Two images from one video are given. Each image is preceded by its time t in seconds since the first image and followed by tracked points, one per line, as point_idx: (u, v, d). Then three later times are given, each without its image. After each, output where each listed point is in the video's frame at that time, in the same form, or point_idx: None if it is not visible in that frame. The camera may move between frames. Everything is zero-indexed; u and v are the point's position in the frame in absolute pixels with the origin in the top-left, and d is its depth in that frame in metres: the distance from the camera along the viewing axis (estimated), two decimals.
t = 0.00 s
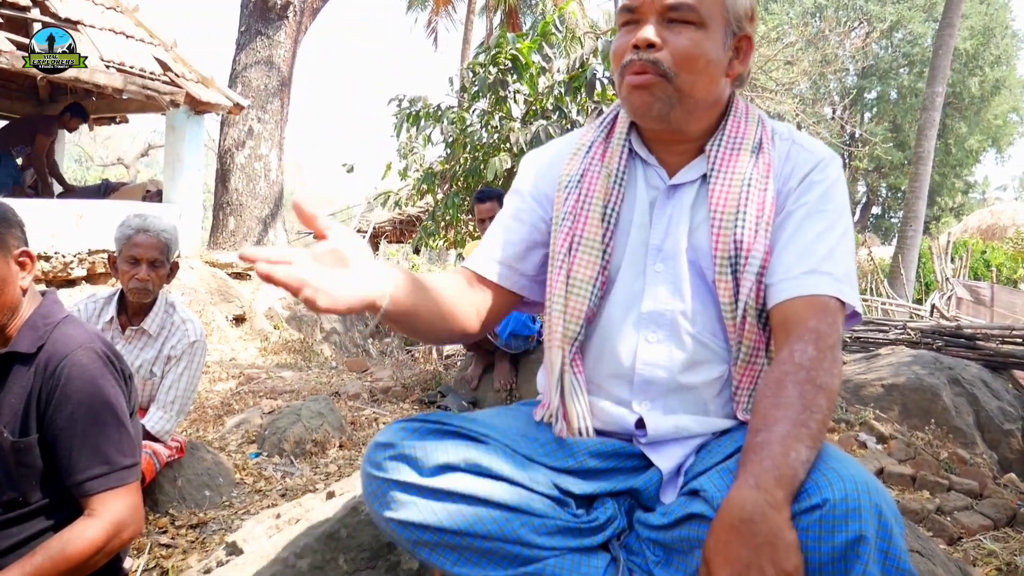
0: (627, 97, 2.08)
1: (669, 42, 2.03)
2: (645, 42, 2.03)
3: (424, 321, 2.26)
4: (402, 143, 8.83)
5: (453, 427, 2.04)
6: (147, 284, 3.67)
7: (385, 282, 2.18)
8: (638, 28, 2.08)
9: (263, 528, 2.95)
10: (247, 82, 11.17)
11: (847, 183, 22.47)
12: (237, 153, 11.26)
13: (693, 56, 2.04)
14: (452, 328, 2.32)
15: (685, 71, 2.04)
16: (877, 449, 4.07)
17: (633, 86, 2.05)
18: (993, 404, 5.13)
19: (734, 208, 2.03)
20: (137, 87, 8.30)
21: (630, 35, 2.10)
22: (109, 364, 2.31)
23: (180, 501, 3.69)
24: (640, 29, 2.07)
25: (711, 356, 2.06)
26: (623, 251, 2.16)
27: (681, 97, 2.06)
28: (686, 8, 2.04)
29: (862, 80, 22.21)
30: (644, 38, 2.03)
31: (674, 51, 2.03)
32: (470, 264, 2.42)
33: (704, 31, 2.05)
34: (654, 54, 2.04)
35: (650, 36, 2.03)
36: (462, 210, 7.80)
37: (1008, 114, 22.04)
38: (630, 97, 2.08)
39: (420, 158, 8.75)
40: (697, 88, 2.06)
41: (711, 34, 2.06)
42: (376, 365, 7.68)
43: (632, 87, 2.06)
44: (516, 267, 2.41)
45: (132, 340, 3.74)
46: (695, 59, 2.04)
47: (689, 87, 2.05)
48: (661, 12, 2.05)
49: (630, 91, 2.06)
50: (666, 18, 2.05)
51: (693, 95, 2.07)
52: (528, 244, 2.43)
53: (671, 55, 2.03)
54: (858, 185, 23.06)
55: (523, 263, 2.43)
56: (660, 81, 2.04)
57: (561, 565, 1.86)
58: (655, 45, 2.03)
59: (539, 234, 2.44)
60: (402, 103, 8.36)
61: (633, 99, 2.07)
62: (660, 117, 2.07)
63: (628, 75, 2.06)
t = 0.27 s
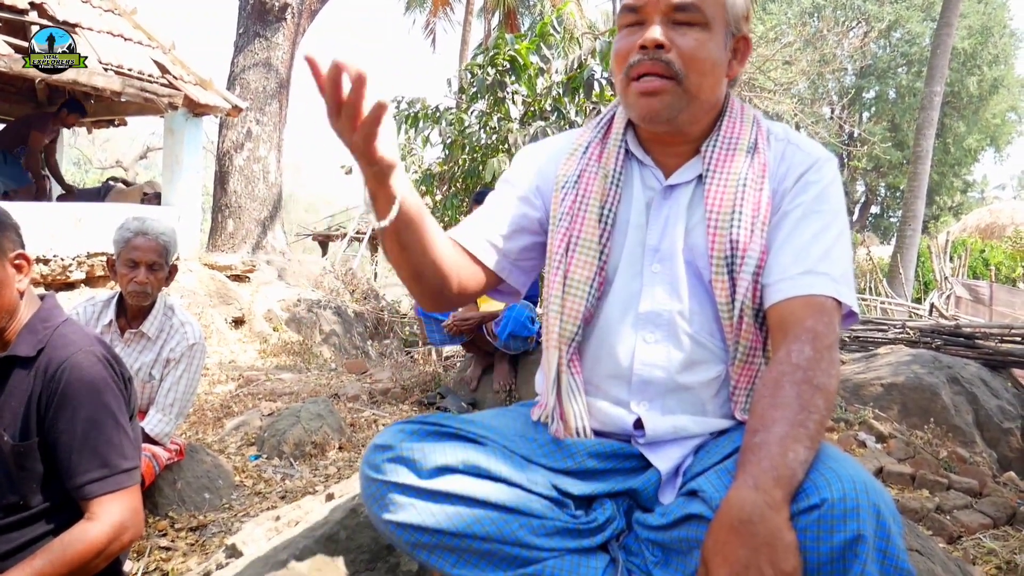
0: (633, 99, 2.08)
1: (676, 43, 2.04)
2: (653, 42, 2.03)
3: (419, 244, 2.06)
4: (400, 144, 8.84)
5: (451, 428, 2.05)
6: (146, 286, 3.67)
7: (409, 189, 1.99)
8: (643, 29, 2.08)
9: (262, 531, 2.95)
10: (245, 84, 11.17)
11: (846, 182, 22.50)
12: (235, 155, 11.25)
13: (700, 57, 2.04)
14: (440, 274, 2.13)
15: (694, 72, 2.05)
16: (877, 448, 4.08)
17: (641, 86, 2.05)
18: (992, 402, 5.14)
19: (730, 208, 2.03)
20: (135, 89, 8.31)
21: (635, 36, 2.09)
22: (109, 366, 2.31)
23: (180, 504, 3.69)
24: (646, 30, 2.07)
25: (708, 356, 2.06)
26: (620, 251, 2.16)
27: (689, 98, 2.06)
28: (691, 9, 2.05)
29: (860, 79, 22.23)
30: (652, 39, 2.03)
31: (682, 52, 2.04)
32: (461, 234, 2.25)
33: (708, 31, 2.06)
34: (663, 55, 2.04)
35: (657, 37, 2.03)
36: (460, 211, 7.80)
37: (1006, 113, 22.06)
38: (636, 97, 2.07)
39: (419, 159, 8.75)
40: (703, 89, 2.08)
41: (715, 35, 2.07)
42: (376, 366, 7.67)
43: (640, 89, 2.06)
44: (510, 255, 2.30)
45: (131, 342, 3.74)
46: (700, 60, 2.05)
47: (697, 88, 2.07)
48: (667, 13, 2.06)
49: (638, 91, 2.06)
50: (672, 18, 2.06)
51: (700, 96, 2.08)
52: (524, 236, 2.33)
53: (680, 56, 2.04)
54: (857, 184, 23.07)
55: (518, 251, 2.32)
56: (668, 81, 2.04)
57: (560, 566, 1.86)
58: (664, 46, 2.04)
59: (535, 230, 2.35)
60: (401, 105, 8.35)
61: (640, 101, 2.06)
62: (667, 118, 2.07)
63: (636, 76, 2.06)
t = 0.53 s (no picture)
0: (649, 96, 2.07)
1: (694, 40, 2.04)
2: (672, 39, 2.04)
3: (406, 249, 2.10)
4: (401, 144, 8.84)
5: (453, 429, 2.05)
6: (147, 287, 3.67)
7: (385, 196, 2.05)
8: (661, 26, 2.09)
9: (264, 531, 2.95)
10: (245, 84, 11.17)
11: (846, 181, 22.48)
12: (235, 156, 11.25)
13: (715, 56, 2.06)
14: (429, 277, 2.16)
15: (711, 71, 2.06)
16: (879, 447, 4.07)
17: (659, 82, 2.05)
18: (994, 401, 5.13)
19: (732, 207, 2.03)
20: (135, 90, 8.32)
21: (651, 33, 2.09)
22: (112, 368, 2.31)
23: (182, 505, 3.69)
24: (663, 27, 2.08)
25: (711, 356, 2.06)
26: (623, 251, 2.16)
27: (705, 96, 2.06)
28: (708, 8, 2.07)
29: (861, 77, 22.20)
30: (672, 36, 2.04)
31: (700, 50, 2.04)
32: (459, 233, 2.28)
33: (723, 31, 2.08)
34: (682, 52, 2.04)
35: (677, 34, 2.03)
36: (461, 211, 7.79)
37: (1007, 110, 22.03)
38: (652, 94, 2.06)
39: (419, 159, 8.75)
40: (718, 87, 2.08)
41: (728, 35, 2.09)
42: (377, 366, 7.67)
43: (659, 84, 2.05)
44: (510, 255, 2.31)
45: (132, 344, 3.74)
46: (715, 58, 2.06)
47: (713, 86, 2.07)
48: (685, 11, 2.07)
49: (654, 88, 2.05)
50: (689, 16, 2.07)
51: (714, 95, 2.08)
52: (526, 237, 2.33)
53: (698, 53, 2.04)
54: (857, 182, 23.03)
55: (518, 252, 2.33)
56: (687, 78, 2.04)
57: (562, 566, 1.86)
58: (683, 43, 2.04)
59: (536, 231, 2.36)
60: (401, 104, 8.35)
61: (657, 98, 2.05)
62: (683, 117, 2.07)
63: (654, 73, 2.05)
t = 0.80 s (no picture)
0: (656, 97, 2.06)
1: (701, 43, 2.05)
2: (680, 42, 2.04)
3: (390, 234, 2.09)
4: (401, 144, 8.84)
5: (453, 429, 2.05)
6: (148, 287, 3.67)
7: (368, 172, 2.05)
8: (667, 29, 2.09)
9: (264, 531, 2.94)
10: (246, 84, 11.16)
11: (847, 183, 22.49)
12: (236, 156, 11.25)
13: (721, 60, 2.06)
14: (416, 262, 2.15)
15: (717, 75, 2.06)
16: (878, 449, 4.07)
17: (666, 84, 2.04)
18: (993, 403, 5.13)
19: (732, 209, 2.03)
20: (136, 90, 8.32)
21: (657, 35, 2.09)
22: (113, 367, 2.31)
23: (181, 504, 3.69)
24: (670, 30, 2.08)
25: (710, 358, 2.06)
26: (623, 253, 2.16)
27: (711, 99, 2.07)
28: (715, 12, 2.08)
29: (862, 79, 22.20)
30: (679, 39, 2.04)
31: (707, 53, 2.04)
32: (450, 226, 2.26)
33: (728, 36, 2.09)
34: (690, 55, 2.04)
35: (685, 37, 2.04)
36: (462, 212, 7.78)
37: (1007, 113, 22.04)
38: (658, 97, 2.06)
39: (420, 159, 8.75)
40: (722, 91, 2.09)
41: (733, 39, 2.10)
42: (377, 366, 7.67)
43: (665, 86, 2.05)
44: (499, 255, 2.30)
45: (132, 343, 3.74)
46: (721, 62, 2.06)
47: (719, 91, 2.08)
48: (691, 14, 2.08)
49: (660, 90, 2.05)
50: (696, 20, 2.08)
51: (719, 99, 2.08)
52: (516, 237, 2.32)
53: (705, 57, 2.04)
54: (858, 185, 23.02)
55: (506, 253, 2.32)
56: (694, 82, 2.04)
57: (561, 567, 1.86)
58: (691, 47, 2.04)
59: (526, 233, 2.35)
60: (402, 105, 8.36)
61: (664, 100, 2.05)
62: (689, 119, 2.07)
63: (660, 77, 2.05)
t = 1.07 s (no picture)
0: (656, 92, 2.06)
1: (701, 39, 2.05)
2: (679, 37, 2.04)
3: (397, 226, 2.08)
4: (402, 143, 8.84)
5: (455, 427, 2.05)
6: (150, 286, 3.68)
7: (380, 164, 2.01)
8: (667, 24, 2.09)
9: (267, 530, 2.95)
10: (247, 84, 11.18)
11: (849, 179, 22.45)
12: (238, 155, 11.26)
13: (722, 55, 2.06)
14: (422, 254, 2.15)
15: (717, 70, 2.06)
16: (881, 445, 4.06)
17: (666, 80, 2.04)
18: (996, 400, 5.12)
19: (732, 206, 2.03)
20: (137, 90, 8.32)
21: (656, 31, 2.09)
22: (117, 366, 2.32)
23: (185, 503, 3.70)
24: (669, 25, 2.08)
25: (711, 354, 2.05)
26: (623, 251, 2.16)
27: (711, 94, 2.06)
28: (714, 8, 2.08)
29: (863, 75, 22.14)
30: (679, 35, 2.04)
31: (706, 49, 2.05)
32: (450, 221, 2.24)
33: (728, 31, 2.08)
34: (689, 51, 2.04)
35: (684, 32, 2.03)
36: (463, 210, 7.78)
37: (1010, 108, 21.97)
38: (658, 93, 2.06)
39: (421, 158, 8.75)
40: (722, 86, 2.08)
41: (733, 35, 2.10)
42: (379, 364, 7.68)
43: (665, 81, 2.05)
44: (499, 251, 2.30)
45: (135, 343, 3.75)
46: (721, 58, 2.06)
47: (719, 86, 2.07)
48: (691, 10, 2.08)
49: (660, 85, 2.05)
50: (695, 16, 2.08)
51: (719, 95, 2.08)
52: (516, 233, 2.32)
53: (705, 52, 2.05)
54: (860, 181, 22.97)
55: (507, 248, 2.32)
56: (694, 77, 2.04)
57: (564, 564, 1.86)
58: (691, 42, 2.04)
59: (526, 228, 2.35)
60: (402, 104, 8.35)
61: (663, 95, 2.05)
62: (687, 115, 2.07)
63: (660, 71, 2.05)
